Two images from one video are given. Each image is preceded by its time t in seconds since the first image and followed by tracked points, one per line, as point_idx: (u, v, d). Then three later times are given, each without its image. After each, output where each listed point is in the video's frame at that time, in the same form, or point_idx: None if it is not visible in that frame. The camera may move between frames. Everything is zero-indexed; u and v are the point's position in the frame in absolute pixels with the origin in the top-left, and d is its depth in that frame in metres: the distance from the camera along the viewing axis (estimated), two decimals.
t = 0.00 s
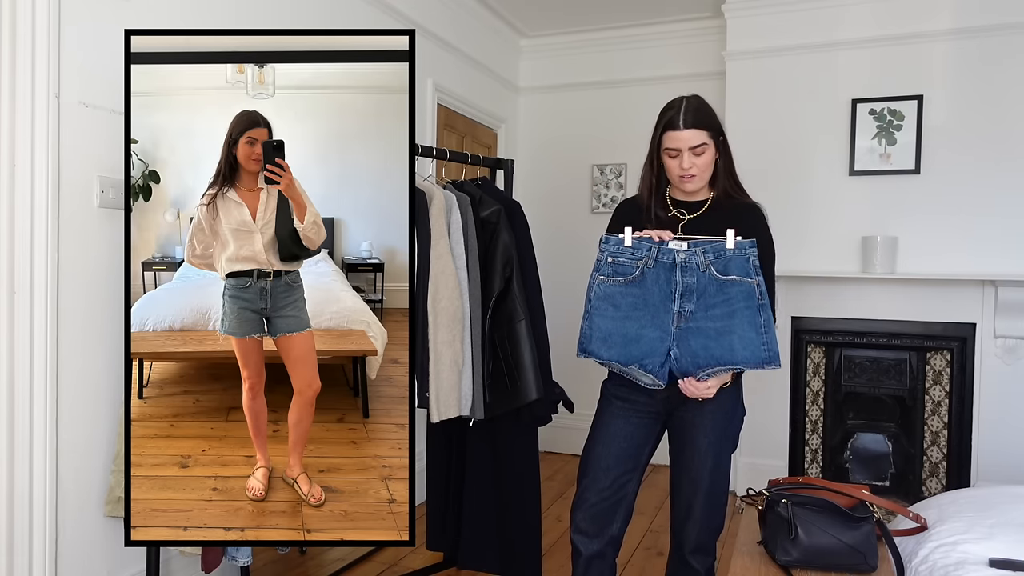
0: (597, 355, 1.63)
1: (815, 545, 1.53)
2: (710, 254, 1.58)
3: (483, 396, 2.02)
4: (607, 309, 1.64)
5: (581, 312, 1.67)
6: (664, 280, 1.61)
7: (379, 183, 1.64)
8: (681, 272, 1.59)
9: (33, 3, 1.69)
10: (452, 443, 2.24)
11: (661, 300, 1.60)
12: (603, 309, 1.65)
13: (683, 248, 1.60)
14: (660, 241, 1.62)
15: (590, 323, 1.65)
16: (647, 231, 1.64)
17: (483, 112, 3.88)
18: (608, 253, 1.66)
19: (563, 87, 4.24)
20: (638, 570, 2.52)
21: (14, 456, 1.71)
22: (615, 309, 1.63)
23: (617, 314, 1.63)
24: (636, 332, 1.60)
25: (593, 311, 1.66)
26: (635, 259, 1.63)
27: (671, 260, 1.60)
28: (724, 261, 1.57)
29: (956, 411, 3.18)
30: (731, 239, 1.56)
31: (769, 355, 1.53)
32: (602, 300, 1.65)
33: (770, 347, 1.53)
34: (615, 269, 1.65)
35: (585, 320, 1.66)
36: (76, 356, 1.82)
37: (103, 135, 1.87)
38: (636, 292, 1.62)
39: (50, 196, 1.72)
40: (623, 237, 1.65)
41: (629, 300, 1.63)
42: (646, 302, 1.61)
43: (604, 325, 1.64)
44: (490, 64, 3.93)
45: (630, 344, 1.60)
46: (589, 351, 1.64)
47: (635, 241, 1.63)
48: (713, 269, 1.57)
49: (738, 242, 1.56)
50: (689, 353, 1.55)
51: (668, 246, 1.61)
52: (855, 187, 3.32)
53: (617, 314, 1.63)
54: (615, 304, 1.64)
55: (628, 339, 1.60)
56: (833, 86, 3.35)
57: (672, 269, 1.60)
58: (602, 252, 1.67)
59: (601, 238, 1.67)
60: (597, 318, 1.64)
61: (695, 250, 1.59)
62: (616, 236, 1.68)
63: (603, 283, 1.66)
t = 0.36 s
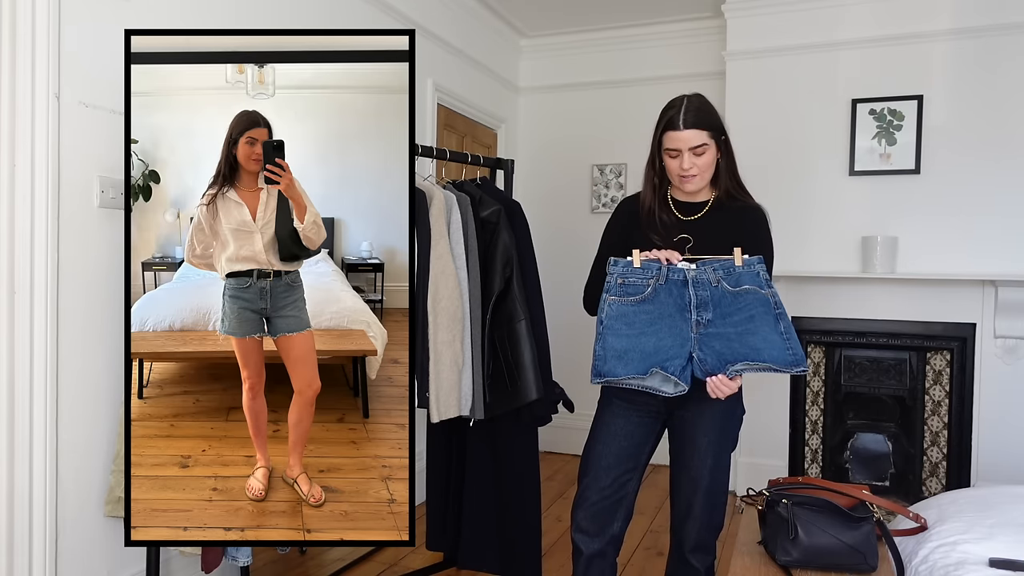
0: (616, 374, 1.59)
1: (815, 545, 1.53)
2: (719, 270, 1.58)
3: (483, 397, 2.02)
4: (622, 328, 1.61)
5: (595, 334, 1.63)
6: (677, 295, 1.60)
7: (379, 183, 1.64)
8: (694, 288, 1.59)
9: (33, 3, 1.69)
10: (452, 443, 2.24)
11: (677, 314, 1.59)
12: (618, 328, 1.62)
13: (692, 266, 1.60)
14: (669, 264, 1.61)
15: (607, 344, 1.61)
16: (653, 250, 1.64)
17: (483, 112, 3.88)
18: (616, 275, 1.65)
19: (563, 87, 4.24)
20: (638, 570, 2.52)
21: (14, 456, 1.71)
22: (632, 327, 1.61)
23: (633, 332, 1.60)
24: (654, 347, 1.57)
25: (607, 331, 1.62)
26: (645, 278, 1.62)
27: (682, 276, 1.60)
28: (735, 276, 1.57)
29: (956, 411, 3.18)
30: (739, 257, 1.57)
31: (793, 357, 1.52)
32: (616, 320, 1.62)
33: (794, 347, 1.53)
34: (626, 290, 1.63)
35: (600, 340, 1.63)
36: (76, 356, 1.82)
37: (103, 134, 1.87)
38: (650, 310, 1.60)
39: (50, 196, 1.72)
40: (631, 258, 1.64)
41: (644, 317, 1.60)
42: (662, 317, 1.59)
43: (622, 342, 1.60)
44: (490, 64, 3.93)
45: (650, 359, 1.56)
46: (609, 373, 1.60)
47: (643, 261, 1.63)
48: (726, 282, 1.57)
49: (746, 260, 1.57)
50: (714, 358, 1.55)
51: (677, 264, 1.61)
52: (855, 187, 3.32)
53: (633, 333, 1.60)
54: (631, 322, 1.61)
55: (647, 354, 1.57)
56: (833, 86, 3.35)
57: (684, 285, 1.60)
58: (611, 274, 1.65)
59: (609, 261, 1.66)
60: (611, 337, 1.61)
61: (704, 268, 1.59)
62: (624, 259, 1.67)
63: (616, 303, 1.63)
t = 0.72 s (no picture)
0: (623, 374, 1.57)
1: (816, 544, 1.52)
2: (723, 272, 1.58)
3: (483, 396, 2.02)
4: (628, 329, 1.60)
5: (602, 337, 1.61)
6: (682, 294, 1.59)
7: (379, 183, 1.64)
8: (698, 287, 1.58)
9: (33, 3, 1.69)
10: (452, 443, 2.24)
11: (683, 311, 1.58)
12: (625, 330, 1.60)
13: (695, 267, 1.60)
14: (672, 267, 1.61)
15: (614, 345, 1.59)
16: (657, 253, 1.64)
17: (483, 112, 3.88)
18: (620, 278, 1.64)
19: (563, 87, 4.24)
20: (638, 570, 2.52)
21: (14, 456, 1.71)
22: (638, 327, 1.59)
23: (640, 332, 1.59)
24: (661, 344, 1.55)
25: (613, 333, 1.61)
26: (648, 279, 1.61)
27: (686, 277, 1.60)
28: (739, 277, 1.57)
29: (956, 411, 3.18)
30: (742, 260, 1.58)
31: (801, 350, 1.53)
32: (622, 321, 1.61)
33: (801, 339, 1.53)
34: (630, 291, 1.62)
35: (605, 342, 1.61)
36: (76, 356, 1.82)
37: (103, 135, 1.87)
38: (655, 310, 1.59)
39: (50, 196, 1.72)
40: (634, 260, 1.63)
41: (650, 317, 1.59)
42: (668, 315, 1.58)
43: (630, 343, 1.59)
44: (490, 64, 3.93)
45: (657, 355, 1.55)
46: (618, 374, 1.58)
47: (646, 263, 1.62)
48: (729, 282, 1.57)
49: (750, 264, 1.57)
50: (723, 353, 1.53)
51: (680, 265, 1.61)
52: (855, 187, 3.32)
53: (640, 332, 1.58)
54: (637, 323, 1.60)
55: (655, 351, 1.55)
56: (833, 86, 3.35)
57: (688, 284, 1.59)
58: (614, 277, 1.64)
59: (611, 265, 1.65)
60: (617, 339, 1.60)
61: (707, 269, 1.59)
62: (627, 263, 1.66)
63: (620, 305, 1.62)
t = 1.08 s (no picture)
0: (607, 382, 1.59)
1: (815, 545, 1.53)
2: (716, 269, 1.56)
3: (483, 396, 2.02)
4: (615, 333, 1.61)
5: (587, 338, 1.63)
6: (671, 299, 1.58)
7: (379, 183, 1.64)
8: (688, 288, 1.58)
9: (33, 3, 1.69)
10: (452, 443, 2.24)
11: (670, 320, 1.57)
12: (611, 332, 1.62)
13: (687, 265, 1.59)
14: (665, 262, 1.60)
15: (598, 348, 1.61)
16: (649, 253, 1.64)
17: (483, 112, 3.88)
18: (611, 276, 1.65)
19: (563, 87, 4.24)
20: (638, 570, 2.52)
21: (14, 456, 1.71)
22: (625, 331, 1.60)
23: (626, 338, 1.59)
24: (646, 353, 1.56)
25: (599, 335, 1.62)
26: (640, 280, 1.61)
27: (677, 277, 1.59)
28: (731, 274, 1.55)
29: (956, 411, 3.19)
30: (737, 251, 1.54)
31: (792, 363, 1.47)
32: (609, 324, 1.62)
33: (793, 352, 1.48)
34: (620, 292, 1.63)
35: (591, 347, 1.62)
36: (76, 356, 1.82)
37: (104, 134, 1.87)
38: (644, 313, 1.60)
39: (50, 195, 1.72)
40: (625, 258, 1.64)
41: (638, 321, 1.59)
42: (655, 324, 1.58)
43: (615, 347, 1.60)
44: (490, 64, 3.93)
45: (641, 366, 1.56)
46: (600, 379, 1.60)
47: (638, 262, 1.63)
48: (722, 282, 1.55)
49: (745, 255, 1.55)
50: (705, 370, 1.52)
51: (672, 264, 1.60)
52: (855, 187, 3.32)
53: (626, 338, 1.59)
54: (624, 327, 1.60)
55: (639, 362, 1.56)
56: (833, 86, 3.35)
57: (679, 287, 1.58)
58: (606, 275, 1.66)
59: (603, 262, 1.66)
60: (602, 342, 1.61)
61: (700, 266, 1.58)
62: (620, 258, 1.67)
63: (609, 306, 1.63)
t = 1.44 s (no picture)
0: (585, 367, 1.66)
1: (815, 545, 1.53)
2: (700, 283, 1.56)
3: (483, 396, 2.02)
4: (595, 327, 1.66)
5: (570, 326, 1.69)
6: (652, 310, 1.59)
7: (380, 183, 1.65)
8: (669, 302, 1.57)
9: (33, 2, 1.69)
10: (452, 444, 2.26)
11: (648, 328, 1.59)
12: (593, 326, 1.66)
13: (672, 277, 1.58)
14: (651, 267, 1.62)
15: (581, 338, 1.67)
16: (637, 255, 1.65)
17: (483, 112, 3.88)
18: (597, 275, 1.68)
19: (563, 87, 4.24)
20: (638, 570, 2.52)
21: (14, 456, 1.71)
22: (605, 328, 1.64)
23: (606, 334, 1.64)
24: (622, 354, 1.61)
25: (582, 327, 1.67)
26: (625, 283, 1.63)
27: (660, 287, 1.59)
28: (714, 291, 1.55)
29: (956, 411, 3.19)
30: (723, 267, 1.55)
31: (757, 386, 1.53)
32: (591, 319, 1.66)
33: (758, 378, 1.53)
34: (604, 291, 1.66)
35: (574, 334, 1.69)
36: (76, 356, 1.82)
37: (104, 134, 1.87)
38: (625, 317, 1.63)
39: (50, 195, 1.72)
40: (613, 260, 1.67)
41: (619, 322, 1.63)
42: (633, 329, 1.61)
43: (594, 341, 1.65)
44: (490, 64, 3.92)
45: (617, 364, 1.62)
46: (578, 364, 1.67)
47: (625, 265, 1.64)
48: (703, 299, 1.56)
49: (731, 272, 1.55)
50: (671, 383, 1.56)
51: (658, 272, 1.60)
52: (856, 187, 3.32)
53: (606, 334, 1.64)
54: (604, 323, 1.65)
55: (615, 358, 1.62)
56: (833, 86, 3.35)
57: (661, 297, 1.59)
58: (593, 273, 1.68)
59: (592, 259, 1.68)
60: (585, 334, 1.66)
61: (684, 278, 1.57)
62: (608, 257, 1.70)
63: (592, 303, 1.67)
